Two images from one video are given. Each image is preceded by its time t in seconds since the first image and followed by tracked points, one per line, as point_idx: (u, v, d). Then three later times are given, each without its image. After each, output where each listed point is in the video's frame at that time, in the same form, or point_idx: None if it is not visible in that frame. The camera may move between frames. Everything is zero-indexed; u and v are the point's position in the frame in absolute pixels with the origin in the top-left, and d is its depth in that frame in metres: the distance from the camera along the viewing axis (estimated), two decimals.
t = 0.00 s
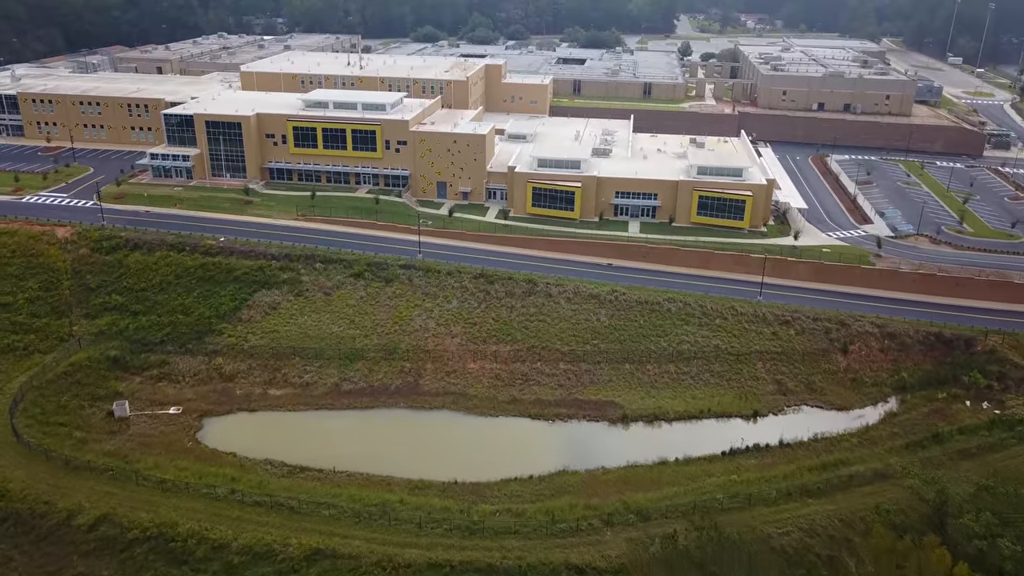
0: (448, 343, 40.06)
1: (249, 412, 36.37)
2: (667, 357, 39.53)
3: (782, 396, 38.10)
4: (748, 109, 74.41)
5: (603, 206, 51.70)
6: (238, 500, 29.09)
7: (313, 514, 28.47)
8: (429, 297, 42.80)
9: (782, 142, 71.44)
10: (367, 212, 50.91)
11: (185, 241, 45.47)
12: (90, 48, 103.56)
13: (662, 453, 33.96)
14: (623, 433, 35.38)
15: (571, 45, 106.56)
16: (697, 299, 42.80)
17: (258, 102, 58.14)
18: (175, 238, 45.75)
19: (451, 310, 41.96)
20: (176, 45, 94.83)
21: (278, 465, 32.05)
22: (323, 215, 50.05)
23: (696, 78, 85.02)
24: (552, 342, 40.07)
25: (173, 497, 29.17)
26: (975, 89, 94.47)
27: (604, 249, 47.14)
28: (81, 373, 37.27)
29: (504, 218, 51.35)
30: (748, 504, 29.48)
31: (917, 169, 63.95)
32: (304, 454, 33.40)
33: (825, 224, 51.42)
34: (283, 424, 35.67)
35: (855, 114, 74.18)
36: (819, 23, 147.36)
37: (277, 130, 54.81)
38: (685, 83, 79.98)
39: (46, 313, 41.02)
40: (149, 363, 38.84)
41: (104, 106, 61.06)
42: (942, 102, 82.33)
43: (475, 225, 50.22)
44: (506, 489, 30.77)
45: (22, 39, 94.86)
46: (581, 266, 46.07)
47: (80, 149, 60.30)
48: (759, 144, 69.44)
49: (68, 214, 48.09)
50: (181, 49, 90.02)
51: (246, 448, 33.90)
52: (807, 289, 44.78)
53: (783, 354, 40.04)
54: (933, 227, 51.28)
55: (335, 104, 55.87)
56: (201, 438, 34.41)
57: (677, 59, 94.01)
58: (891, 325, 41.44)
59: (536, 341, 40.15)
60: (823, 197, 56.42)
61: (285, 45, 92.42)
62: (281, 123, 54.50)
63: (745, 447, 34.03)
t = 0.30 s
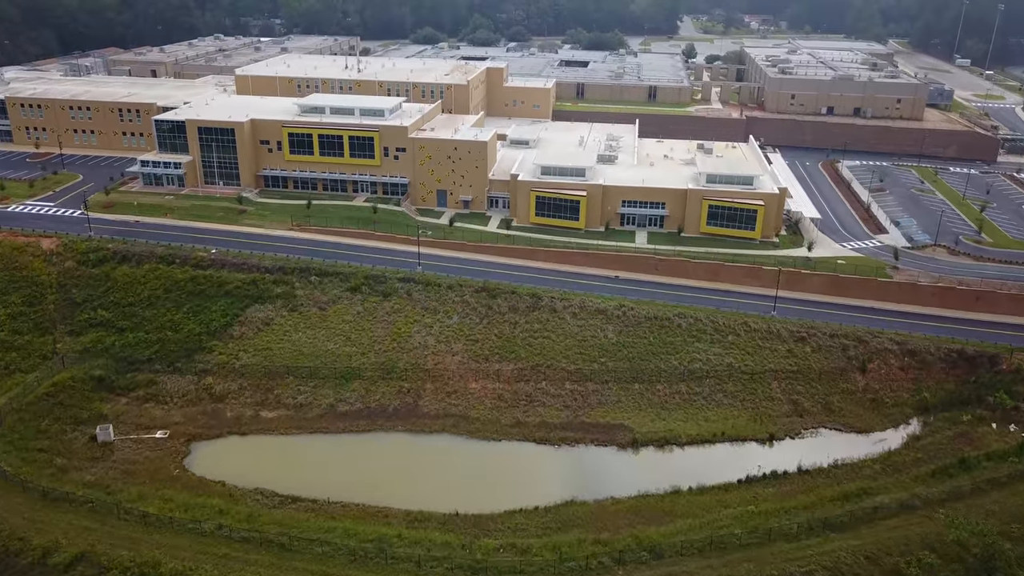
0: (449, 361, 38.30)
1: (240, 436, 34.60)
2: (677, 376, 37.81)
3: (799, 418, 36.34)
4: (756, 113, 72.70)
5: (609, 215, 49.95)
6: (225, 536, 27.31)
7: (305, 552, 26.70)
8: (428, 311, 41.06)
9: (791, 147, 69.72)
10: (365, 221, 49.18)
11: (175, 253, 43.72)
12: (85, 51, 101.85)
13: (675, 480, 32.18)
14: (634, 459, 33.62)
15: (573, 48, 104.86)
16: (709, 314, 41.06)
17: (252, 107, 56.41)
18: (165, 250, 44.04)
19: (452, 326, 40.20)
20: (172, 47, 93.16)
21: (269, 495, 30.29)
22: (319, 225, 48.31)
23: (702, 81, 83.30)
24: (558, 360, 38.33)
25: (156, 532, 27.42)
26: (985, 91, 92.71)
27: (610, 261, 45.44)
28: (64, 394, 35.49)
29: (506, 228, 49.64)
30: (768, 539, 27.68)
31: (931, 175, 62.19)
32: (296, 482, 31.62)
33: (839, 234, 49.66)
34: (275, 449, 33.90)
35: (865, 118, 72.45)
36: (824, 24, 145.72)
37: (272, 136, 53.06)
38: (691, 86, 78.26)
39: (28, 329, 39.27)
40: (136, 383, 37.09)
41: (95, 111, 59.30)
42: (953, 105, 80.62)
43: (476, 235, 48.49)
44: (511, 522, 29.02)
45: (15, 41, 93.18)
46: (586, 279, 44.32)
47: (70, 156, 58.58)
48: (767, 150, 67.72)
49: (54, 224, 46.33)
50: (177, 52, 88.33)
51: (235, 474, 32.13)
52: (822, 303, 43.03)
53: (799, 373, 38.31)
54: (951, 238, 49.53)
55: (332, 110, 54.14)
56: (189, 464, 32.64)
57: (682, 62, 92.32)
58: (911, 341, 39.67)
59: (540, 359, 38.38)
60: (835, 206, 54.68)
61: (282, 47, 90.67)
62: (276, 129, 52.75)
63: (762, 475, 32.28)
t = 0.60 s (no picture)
0: (450, 382, 36.52)
1: (229, 462, 32.83)
2: (689, 397, 36.08)
3: (817, 442, 34.58)
4: (764, 117, 70.98)
5: (615, 225, 48.18)
6: None
7: None
8: (428, 328, 39.29)
9: (800, 152, 67.98)
10: (363, 232, 47.43)
11: (164, 266, 41.99)
12: (79, 53, 100.06)
13: (688, 512, 30.43)
14: (644, 487, 31.87)
15: (576, 49, 103.12)
16: (721, 330, 39.28)
17: (247, 112, 54.68)
18: (154, 262, 42.30)
19: (453, 343, 38.42)
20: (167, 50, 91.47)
21: (259, 529, 28.56)
22: (315, 236, 46.57)
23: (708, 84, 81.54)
24: (564, 381, 36.58)
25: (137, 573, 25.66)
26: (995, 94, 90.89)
27: (618, 274, 43.71)
28: (45, 418, 33.71)
29: (509, 239, 47.89)
30: None
31: (945, 182, 60.41)
32: (288, 514, 29.86)
33: (854, 245, 47.90)
34: (266, 476, 32.16)
35: (876, 122, 70.65)
36: (829, 24, 143.92)
37: (266, 143, 51.34)
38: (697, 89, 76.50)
39: (10, 348, 37.50)
40: (121, 405, 35.33)
41: (85, 116, 57.56)
42: (964, 109, 78.85)
43: (478, 246, 46.73)
44: (516, 559, 27.29)
45: (8, 43, 91.42)
46: (592, 293, 42.55)
47: (59, 163, 56.83)
48: (776, 155, 65.99)
49: (40, 234, 44.59)
50: (171, 54, 86.60)
51: (224, 506, 30.40)
52: (838, 319, 41.26)
53: (816, 393, 36.55)
54: (970, 249, 47.76)
55: (329, 115, 52.41)
56: (175, 494, 30.91)
57: (687, 64, 90.60)
58: (933, 360, 37.85)
59: (544, 379, 36.64)
60: (849, 215, 52.93)
61: (279, 50, 88.95)
62: (271, 136, 51.00)
63: (781, 505, 30.54)
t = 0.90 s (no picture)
0: (450, 404, 34.76)
1: (217, 491, 31.08)
2: (702, 420, 34.37)
3: (838, 469, 32.82)
4: (772, 121, 69.25)
5: (622, 236, 46.40)
6: None
7: None
8: (427, 345, 37.53)
9: (810, 158, 66.24)
10: (360, 242, 45.67)
11: (152, 280, 40.24)
12: (73, 55, 98.29)
13: (703, 547, 28.68)
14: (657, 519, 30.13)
15: (579, 51, 101.48)
16: (734, 348, 37.51)
17: (240, 117, 52.94)
18: (142, 275, 40.54)
19: (454, 362, 36.66)
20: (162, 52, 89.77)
21: (249, 568, 26.85)
22: (309, 247, 44.81)
23: (714, 87, 79.80)
24: (570, 402, 34.82)
25: None
26: (1006, 97, 89.07)
27: (625, 287, 41.96)
28: (23, 444, 31.94)
29: (512, 249, 46.10)
30: None
31: (960, 189, 58.59)
32: (278, 548, 28.11)
33: (870, 257, 46.12)
34: (257, 507, 30.40)
35: (888, 127, 68.88)
36: (834, 26, 142.27)
37: (260, 150, 49.61)
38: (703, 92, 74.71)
39: None
40: (104, 429, 33.54)
41: (74, 121, 55.81)
42: (976, 112, 77.07)
43: (479, 258, 44.96)
44: None
45: None
46: (599, 308, 40.77)
47: (47, 169, 55.07)
48: (786, 161, 64.23)
49: (23, 246, 42.86)
50: (166, 56, 84.85)
51: (211, 539, 28.66)
52: (856, 335, 39.46)
53: (836, 416, 34.77)
54: (990, 261, 45.96)
55: (326, 121, 50.68)
56: (160, 527, 29.18)
57: (692, 66, 88.89)
58: (957, 380, 36.03)
59: (550, 401, 34.89)
60: (863, 224, 51.17)
61: (276, 52, 87.16)
62: (265, 142, 49.26)
63: (803, 540, 28.80)
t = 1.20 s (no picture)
0: (451, 428, 32.96)
1: (204, 524, 29.35)
2: (716, 445, 32.58)
3: (860, 499, 31.04)
4: (780, 126, 67.51)
5: (630, 247, 44.65)
6: None
7: None
8: (427, 365, 35.77)
9: (820, 163, 64.51)
10: (357, 254, 43.89)
11: (138, 295, 38.48)
12: (67, 57, 96.56)
13: None
14: (670, 554, 28.38)
15: (581, 53, 99.74)
16: (749, 368, 35.74)
17: (233, 124, 51.21)
18: (129, 290, 38.81)
19: (454, 384, 34.87)
20: (156, 54, 88.05)
21: None
22: (304, 259, 43.06)
23: (720, 90, 78.04)
24: (577, 427, 33.04)
25: None
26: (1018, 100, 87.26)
27: (633, 302, 40.27)
28: None
29: (515, 262, 44.35)
30: None
31: (976, 196, 56.82)
32: None
33: (887, 270, 44.39)
34: (246, 541, 28.65)
35: (899, 131, 67.07)
36: (840, 27, 140.38)
37: (254, 158, 47.86)
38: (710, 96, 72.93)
39: None
40: (85, 455, 31.80)
41: (62, 127, 54.08)
42: (989, 116, 75.30)
43: (480, 270, 43.18)
44: None
45: None
46: (605, 324, 39.00)
47: (34, 177, 53.34)
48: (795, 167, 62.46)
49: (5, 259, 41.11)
50: (161, 59, 83.11)
51: None
52: (876, 353, 37.69)
53: (857, 441, 32.99)
54: (1012, 274, 44.19)
55: (322, 128, 48.93)
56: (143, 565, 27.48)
57: (697, 69, 87.13)
58: (984, 402, 34.24)
59: (556, 425, 33.11)
60: (878, 234, 49.42)
61: (272, 54, 85.40)
62: (258, 150, 47.52)
63: None
